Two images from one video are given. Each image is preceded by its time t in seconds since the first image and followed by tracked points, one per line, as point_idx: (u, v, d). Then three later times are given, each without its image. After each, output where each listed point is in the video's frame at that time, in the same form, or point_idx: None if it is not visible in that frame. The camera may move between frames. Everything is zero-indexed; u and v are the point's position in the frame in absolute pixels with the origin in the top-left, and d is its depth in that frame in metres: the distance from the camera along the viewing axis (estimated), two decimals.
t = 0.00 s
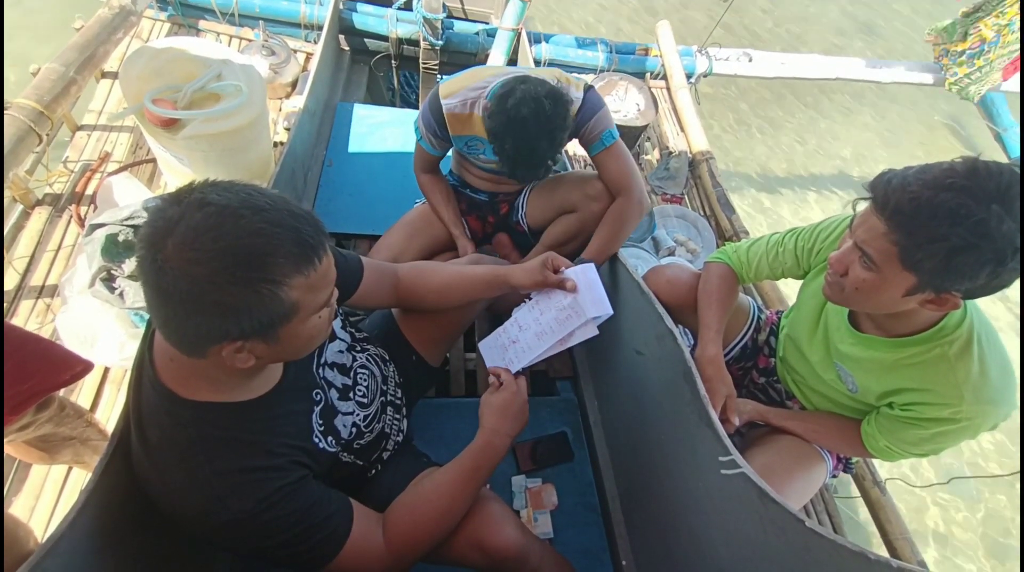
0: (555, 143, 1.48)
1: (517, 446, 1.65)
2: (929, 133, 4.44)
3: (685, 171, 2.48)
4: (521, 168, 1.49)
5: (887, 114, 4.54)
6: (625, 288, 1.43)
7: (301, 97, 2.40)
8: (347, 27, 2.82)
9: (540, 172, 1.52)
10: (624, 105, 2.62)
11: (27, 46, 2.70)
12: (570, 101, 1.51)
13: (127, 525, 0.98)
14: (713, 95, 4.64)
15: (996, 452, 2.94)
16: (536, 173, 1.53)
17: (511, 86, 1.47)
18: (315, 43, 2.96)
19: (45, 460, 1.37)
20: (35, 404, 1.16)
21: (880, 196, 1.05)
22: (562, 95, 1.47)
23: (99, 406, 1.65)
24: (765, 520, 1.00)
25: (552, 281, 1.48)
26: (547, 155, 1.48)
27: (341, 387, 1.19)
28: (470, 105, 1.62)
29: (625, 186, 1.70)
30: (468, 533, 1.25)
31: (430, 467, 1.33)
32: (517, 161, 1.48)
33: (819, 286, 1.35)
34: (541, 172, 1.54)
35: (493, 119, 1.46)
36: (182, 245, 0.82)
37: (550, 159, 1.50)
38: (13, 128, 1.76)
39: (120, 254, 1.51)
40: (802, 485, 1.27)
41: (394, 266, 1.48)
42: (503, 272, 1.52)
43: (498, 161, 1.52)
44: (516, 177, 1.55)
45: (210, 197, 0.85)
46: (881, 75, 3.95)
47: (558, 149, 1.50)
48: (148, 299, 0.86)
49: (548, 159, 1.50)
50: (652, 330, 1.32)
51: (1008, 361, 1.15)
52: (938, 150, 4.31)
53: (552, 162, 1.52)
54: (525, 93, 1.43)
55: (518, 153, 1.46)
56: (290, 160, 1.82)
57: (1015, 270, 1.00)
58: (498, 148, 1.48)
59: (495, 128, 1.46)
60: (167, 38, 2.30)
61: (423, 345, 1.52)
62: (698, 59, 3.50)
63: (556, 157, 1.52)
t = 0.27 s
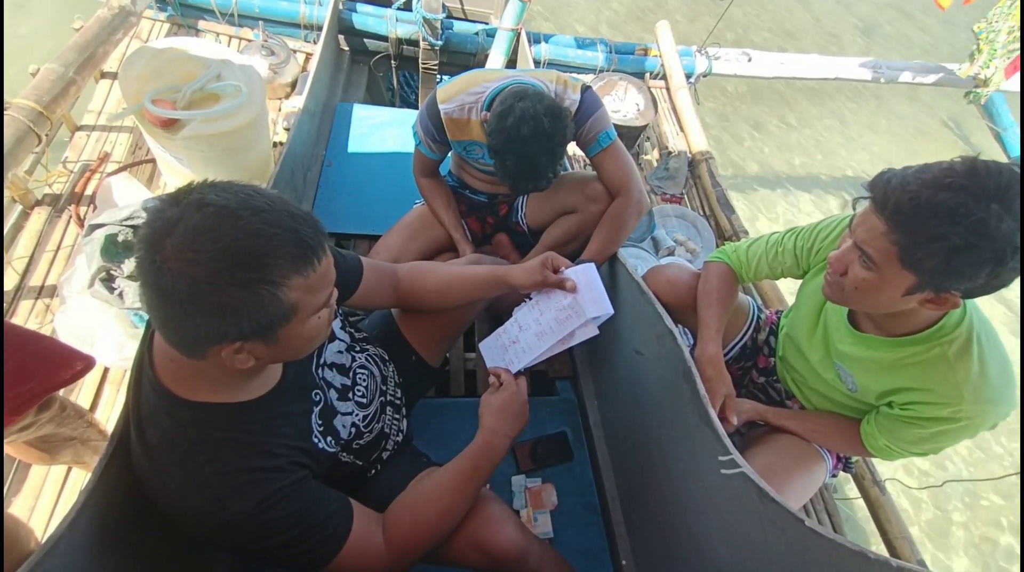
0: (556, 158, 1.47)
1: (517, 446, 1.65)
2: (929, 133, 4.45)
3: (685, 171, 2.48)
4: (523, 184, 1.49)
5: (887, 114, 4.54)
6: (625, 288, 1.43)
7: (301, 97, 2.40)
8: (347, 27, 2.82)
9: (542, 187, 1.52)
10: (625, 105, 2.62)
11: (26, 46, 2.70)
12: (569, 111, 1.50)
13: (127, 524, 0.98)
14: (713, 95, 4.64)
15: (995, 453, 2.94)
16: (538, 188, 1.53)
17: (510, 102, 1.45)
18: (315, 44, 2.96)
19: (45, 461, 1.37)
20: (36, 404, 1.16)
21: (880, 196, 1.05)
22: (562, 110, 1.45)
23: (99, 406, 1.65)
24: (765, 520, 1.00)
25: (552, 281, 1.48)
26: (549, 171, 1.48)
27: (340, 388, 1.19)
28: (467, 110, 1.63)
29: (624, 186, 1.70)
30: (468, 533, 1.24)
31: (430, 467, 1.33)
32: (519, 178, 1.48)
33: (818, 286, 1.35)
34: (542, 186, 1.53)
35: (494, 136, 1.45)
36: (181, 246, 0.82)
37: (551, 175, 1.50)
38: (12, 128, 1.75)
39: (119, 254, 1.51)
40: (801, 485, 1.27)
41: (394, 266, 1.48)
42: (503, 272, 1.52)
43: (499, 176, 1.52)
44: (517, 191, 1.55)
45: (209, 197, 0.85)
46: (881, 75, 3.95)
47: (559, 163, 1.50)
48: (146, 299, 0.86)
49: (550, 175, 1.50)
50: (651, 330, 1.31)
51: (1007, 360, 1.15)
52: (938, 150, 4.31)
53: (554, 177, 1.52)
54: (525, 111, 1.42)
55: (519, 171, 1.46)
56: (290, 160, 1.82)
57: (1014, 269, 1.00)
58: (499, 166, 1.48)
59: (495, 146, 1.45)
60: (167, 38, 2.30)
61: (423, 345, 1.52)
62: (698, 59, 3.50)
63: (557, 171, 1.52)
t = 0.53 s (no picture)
0: (556, 166, 1.48)
1: (518, 448, 1.64)
2: (929, 135, 4.45)
3: (685, 174, 2.49)
4: (524, 191, 1.50)
5: (887, 116, 4.54)
6: (625, 289, 1.43)
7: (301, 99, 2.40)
8: (348, 30, 2.83)
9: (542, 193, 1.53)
10: (625, 107, 2.63)
11: (27, 49, 2.70)
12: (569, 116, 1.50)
13: (127, 526, 0.98)
14: (713, 97, 4.65)
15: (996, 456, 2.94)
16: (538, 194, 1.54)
17: (510, 109, 1.45)
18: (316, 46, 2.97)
19: (46, 462, 1.37)
20: (38, 405, 1.16)
21: (879, 196, 1.05)
22: (562, 118, 1.45)
23: (99, 408, 1.65)
24: (765, 521, 1.00)
25: (552, 283, 1.48)
26: (549, 178, 1.49)
27: (340, 389, 1.20)
28: (467, 113, 1.63)
29: (623, 187, 1.70)
30: (468, 535, 1.24)
31: (430, 469, 1.33)
32: (519, 186, 1.48)
33: (818, 287, 1.35)
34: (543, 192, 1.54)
35: (494, 144, 1.45)
36: (180, 248, 0.82)
37: (551, 182, 1.50)
38: (14, 130, 1.76)
39: (120, 256, 1.50)
40: (802, 487, 1.27)
41: (394, 267, 1.48)
42: (503, 273, 1.52)
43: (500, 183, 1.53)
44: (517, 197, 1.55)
45: (208, 200, 0.85)
46: (881, 77, 3.95)
47: (559, 170, 1.50)
48: (145, 301, 0.86)
49: (550, 181, 1.50)
50: (652, 331, 1.31)
51: (1007, 361, 1.15)
52: (938, 152, 4.31)
53: (554, 183, 1.52)
54: (525, 119, 1.41)
55: (519, 179, 1.46)
56: (291, 162, 1.82)
57: (1014, 268, 1.00)
58: (499, 173, 1.48)
59: (496, 154, 1.45)
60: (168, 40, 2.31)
61: (423, 347, 1.52)
62: (698, 62, 3.51)
63: (557, 178, 1.52)
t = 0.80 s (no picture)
0: (555, 166, 1.48)
1: (518, 448, 1.64)
2: (929, 136, 4.45)
3: (685, 174, 2.49)
4: (522, 192, 1.50)
5: (887, 117, 4.54)
6: (625, 289, 1.43)
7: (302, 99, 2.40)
8: (348, 30, 2.83)
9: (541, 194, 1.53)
10: (625, 107, 2.63)
11: (27, 49, 2.70)
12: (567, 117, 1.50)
13: (127, 526, 0.98)
14: (713, 98, 4.65)
15: (996, 456, 2.94)
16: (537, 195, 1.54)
17: (509, 109, 1.45)
18: (315, 46, 2.97)
19: (46, 462, 1.37)
20: (39, 406, 1.16)
21: (877, 196, 1.05)
22: (561, 119, 1.45)
23: (99, 408, 1.65)
24: (765, 522, 1.00)
25: (553, 283, 1.48)
26: (547, 179, 1.48)
27: (340, 389, 1.20)
28: (466, 114, 1.63)
29: (623, 186, 1.70)
30: (468, 535, 1.24)
31: (430, 469, 1.33)
32: (518, 186, 1.48)
33: (818, 288, 1.35)
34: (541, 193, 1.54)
35: (493, 145, 1.45)
36: (177, 249, 0.82)
37: (550, 182, 1.50)
38: (14, 130, 1.76)
39: (120, 256, 1.51)
40: (802, 487, 1.27)
41: (394, 268, 1.48)
42: (504, 274, 1.52)
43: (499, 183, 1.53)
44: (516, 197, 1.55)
45: (205, 201, 0.85)
46: (881, 78, 3.95)
47: (558, 170, 1.50)
48: (143, 303, 0.86)
49: (549, 182, 1.50)
50: (652, 332, 1.31)
51: (1007, 361, 1.15)
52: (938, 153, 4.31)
53: (553, 183, 1.52)
54: (523, 120, 1.41)
55: (518, 179, 1.46)
56: (291, 162, 1.82)
57: (1012, 268, 1.00)
58: (498, 174, 1.48)
59: (494, 155, 1.45)
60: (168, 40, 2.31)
61: (424, 347, 1.52)
62: (698, 62, 3.51)
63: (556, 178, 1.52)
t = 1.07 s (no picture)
0: (552, 165, 1.47)
1: (517, 447, 1.64)
2: (928, 135, 4.45)
3: (685, 173, 2.49)
4: (520, 190, 1.50)
5: (886, 116, 4.54)
6: (624, 288, 1.43)
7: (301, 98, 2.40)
8: (347, 28, 2.83)
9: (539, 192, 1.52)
10: (624, 106, 2.61)
11: (26, 47, 2.70)
12: (566, 116, 1.50)
13: (127, 525, 0.98)
14: (713, 97, 4.65)
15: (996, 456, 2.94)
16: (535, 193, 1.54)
17: (507, 108, 1.44)
18: (315, 44, 2.97)
19: (45, 461, 1.37)
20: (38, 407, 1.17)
21: (876, 197, 1.05)
22: (558, 117, 1.45)
23: (99, 407, 1.66)
24: (764, 522, 1.00)
25: (554, 282, 1.49)
26: (545, 177, 1.48)
27: (340, 388, 1.20)
28: (464, 112, 1.63)
29: (622, 185, 1.70)
30: (467, 534, 1.24)
31: (429, 468, 1.33)
32: (516, 185, 1.48)
33: (818, 287, 1.35)
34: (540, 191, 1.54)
35: (491, 144, 1.45)
36: (178, 250, 0.82)
37: (548, 181, 1.50)
38: (13, 129, 1.76)
39: (119, 254, 1.51)
40: (801, 486, 1.27)
41: (394, 267, 1.48)
42: (504, 273, 1.52)
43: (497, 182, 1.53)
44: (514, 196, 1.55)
45: (206, 201, 0.85)
46: (880, 77, 3.95)
47: (556, 169, 1.50)
48: (144, 303, 0.86)
49: (547, 180, 1.50)
50: (651, 331, 1.31)
51: (1006, 361, 1.15)
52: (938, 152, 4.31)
53: (551, 182, 1.52)
54: (521, 119, 1.41)
55: (516, 178, 1.46)
56: (291, 160, 1.82)
57: (1010, 268, 1.00)
58: (496, 173, 1.48)
59: (492, 153, 1.45)
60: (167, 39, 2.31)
61: (424, 346, 1.52)
62: (698, 61, 3.51)
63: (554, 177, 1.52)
